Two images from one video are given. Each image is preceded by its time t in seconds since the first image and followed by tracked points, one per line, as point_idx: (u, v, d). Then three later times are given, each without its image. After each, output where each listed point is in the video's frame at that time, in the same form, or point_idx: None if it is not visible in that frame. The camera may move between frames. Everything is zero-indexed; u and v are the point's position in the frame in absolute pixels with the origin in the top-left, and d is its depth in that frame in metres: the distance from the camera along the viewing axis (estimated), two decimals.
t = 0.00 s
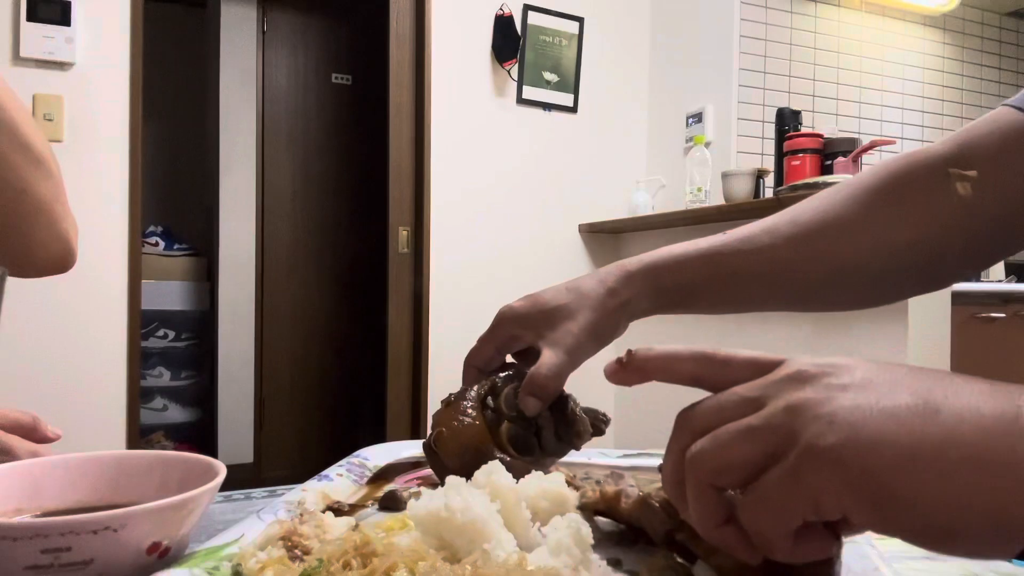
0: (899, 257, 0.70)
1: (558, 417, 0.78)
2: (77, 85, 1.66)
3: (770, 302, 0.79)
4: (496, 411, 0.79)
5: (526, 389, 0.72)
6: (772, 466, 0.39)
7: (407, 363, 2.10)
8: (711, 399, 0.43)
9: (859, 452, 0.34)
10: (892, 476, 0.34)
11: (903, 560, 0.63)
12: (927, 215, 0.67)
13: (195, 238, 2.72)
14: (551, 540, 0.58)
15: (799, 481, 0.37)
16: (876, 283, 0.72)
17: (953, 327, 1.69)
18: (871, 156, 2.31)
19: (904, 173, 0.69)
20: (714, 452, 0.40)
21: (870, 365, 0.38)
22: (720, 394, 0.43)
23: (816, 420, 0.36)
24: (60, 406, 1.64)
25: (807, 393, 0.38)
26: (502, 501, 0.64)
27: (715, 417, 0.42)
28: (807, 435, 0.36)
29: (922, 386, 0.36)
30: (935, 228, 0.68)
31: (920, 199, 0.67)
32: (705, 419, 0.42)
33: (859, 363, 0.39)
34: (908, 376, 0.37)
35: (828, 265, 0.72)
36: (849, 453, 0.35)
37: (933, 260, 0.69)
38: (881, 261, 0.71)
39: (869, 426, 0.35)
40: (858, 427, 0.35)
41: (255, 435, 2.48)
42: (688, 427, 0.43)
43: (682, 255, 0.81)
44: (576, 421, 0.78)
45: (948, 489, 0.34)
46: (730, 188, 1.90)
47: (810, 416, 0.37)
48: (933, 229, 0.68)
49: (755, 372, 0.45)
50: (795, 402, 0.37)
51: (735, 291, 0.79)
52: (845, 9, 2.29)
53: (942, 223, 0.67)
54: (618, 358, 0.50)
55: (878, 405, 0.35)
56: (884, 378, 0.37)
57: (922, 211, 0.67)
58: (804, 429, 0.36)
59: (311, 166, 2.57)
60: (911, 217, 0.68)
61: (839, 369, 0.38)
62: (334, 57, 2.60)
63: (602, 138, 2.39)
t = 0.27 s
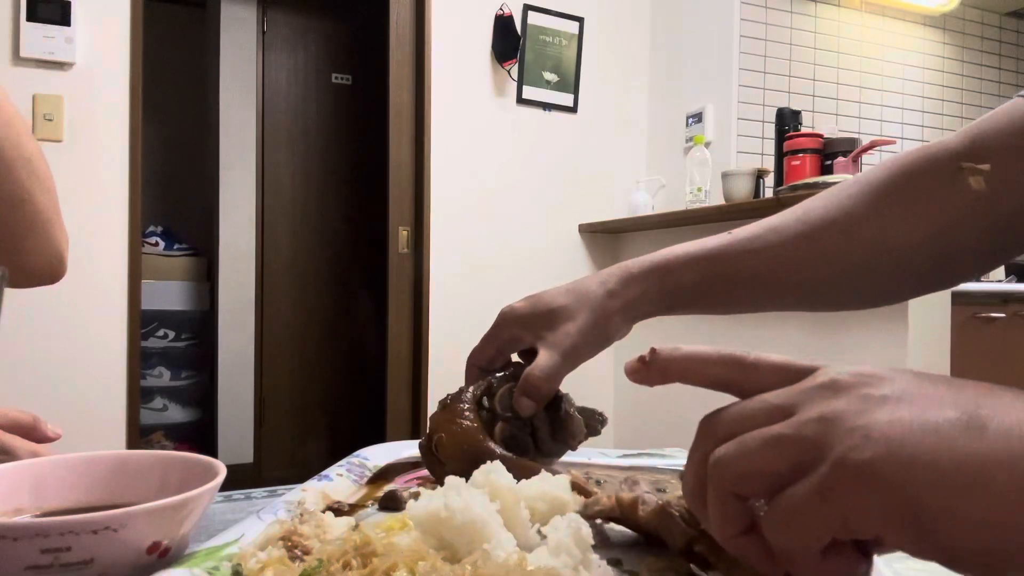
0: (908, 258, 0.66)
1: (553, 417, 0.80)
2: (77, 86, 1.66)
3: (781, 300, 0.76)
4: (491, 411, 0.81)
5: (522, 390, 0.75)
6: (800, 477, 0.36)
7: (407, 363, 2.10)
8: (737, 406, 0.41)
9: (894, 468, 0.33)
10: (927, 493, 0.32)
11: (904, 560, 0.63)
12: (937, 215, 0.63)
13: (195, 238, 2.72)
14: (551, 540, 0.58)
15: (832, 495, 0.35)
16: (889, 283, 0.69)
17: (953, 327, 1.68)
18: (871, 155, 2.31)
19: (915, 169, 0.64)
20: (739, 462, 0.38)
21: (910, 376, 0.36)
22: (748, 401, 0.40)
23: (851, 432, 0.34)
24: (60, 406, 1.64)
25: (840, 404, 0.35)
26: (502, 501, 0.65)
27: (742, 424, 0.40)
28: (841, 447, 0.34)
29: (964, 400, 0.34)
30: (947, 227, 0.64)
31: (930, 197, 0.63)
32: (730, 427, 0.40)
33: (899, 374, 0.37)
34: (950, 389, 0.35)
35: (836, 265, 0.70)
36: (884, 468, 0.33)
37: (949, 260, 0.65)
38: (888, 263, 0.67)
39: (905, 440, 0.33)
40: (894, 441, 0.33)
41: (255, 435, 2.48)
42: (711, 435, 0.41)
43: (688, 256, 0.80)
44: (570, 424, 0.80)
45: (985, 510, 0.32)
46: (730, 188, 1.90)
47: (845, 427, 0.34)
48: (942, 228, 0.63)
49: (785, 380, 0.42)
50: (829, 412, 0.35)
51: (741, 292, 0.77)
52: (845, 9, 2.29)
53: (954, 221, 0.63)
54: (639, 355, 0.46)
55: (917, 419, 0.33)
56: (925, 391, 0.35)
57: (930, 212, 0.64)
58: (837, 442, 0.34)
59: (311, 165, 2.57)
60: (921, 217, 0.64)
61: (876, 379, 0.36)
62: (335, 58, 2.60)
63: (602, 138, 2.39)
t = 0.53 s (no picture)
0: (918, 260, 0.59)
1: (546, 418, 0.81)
2: (77, 86, 1.66)
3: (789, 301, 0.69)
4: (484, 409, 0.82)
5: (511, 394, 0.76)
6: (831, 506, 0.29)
7: (407, 363, 2.10)
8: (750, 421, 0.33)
9: (936, 504, 0.26)
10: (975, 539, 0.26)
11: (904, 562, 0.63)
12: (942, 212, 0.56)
13: (195, 238, 2.72)
14: (551, 540, 0.58)
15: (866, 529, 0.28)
16: (900, 285, 0.62)
17: (954, 328, 1.68)
18: (871, 155, 2.31)
19: (919, 161, 0.57)
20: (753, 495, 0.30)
21: (950, 391, 0.30)
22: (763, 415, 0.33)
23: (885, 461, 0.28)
24: (60, 406, 1.64)
25: (870, 425, 0.29)
26: (501, 501, 0.65)
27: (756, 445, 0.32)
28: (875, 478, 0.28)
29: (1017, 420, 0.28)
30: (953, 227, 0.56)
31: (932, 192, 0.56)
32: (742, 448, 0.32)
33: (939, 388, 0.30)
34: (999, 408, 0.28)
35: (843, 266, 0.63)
36: (925, 505, 0.26)
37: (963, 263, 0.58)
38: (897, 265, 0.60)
39: (949, 469, 0.27)
40: (933, 471, 0.27)
41: (255, 435, 2.49)
42: (723, 455, 0.33)
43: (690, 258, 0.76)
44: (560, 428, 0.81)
45: None
46: (730, 188, 1.90)
47: (877, 452, 0.28)
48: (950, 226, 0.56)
49: (805, 393, 0.34)
50: (858, 437, 0.29)
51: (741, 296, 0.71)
52: (845, 9, 2.29)
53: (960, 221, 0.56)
54: (648, 360, 0.38)
55: (961, 445, 0.27)
56: (970, 410, 0.28)
57: (936, 208, 0.57)
58: (868, 472, 0.28)
59: (311, 166, 2.57)
60: (927, 213, 0.57)
61: (911, 396, 0.29)
62: (335, 58, 2.60)
63: (602, 138, 2.39)
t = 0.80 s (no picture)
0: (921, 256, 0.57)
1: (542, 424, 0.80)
2: (77, 86, 1.66)
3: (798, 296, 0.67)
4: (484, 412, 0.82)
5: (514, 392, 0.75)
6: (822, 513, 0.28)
7: (406, 363, 2.10)
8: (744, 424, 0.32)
9: (929, 508, 0.25)
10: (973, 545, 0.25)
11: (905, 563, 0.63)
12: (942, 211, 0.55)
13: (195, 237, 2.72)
14: (551, 540, 0.58)
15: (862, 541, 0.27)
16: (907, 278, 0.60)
17: (954, 328, 1.68)
18: (871, 155, 2.31)
19: (929, 154, 0.55)
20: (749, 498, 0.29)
21: (953, 401, 0.29)
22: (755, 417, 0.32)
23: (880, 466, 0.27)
24: (59, 406, 1.64)
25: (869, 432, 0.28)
26: (501, 501, 0.65)
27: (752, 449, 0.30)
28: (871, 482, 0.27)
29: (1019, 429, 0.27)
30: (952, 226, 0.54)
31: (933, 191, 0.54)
32: (737, 452, 0.31)
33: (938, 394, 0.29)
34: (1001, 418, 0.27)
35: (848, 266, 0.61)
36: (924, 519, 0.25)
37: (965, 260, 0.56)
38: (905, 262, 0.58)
39: (945, 477, 0.26)
40: (933, 479, 0.26)
41: (255, 435, 2.49)
42: (716, 460, 0.32)
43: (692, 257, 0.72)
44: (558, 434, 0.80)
45: None
46: (730, 189, 1.90)
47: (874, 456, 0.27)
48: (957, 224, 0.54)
49: (805, 397, 0.34)
50: (851, 441, 0.28)
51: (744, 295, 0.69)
52: (845, 9, 2.29)
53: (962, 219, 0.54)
54: (646, 356, 0.39)
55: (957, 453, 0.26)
56: (971, 420, 0.28)
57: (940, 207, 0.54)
58: (866, 481, 0.27)
59: (311, 166, 2.57)
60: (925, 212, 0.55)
61: (910, 402, 0.29)
62: (335, 58, 2.60)
63: (602, 139, 2.39)
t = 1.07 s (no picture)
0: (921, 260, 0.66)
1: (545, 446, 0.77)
2: (77, 85, 1.66)
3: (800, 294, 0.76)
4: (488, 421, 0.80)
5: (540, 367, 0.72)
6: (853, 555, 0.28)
7: (406, 363, 2.10)
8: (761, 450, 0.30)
9: (959, 552, 0.26)
10: None
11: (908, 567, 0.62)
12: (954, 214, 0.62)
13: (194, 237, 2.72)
14: (551, 541, 0.57)
15: None
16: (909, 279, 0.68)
17: (956, 328, 1.68)
18: (871, 155, 2.30)
19: (940, 165, 0.64)
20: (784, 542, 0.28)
21: (975, 418, 0.28)
22: (773, 443, 0.30)
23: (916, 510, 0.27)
24: (59, 406, 1.63)
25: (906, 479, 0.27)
26: (501, 501, 0.64)
27: (774, 483, 0.29)
28: (906, 527, 0.27)
29: None
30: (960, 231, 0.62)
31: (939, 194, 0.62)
32: (759, 490, 0.30)
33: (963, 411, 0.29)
34: None
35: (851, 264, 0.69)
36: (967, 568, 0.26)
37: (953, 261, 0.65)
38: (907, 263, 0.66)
39: (979, 520, 0.26)
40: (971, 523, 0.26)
41: (255, 435, 2.48)
42: (732, 492, 0.30)
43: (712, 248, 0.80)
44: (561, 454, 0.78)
45: None
46: (730, 189, 1.90)
47: (907, 496, 0.27)
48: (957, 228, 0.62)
49: (819, 411, 0.32)
50: (892, 488, 0.27)
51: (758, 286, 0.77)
52: (846, 8, 2.29)
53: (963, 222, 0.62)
54: (639, 395, 0.35)
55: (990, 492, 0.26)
56: (1005, 440, 0.27)
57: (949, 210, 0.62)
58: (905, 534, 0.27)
59: (310, 166, 2.56)
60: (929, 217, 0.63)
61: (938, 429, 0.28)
62: (334, 57, 2.60)
63: (602, 138, 2.39)
